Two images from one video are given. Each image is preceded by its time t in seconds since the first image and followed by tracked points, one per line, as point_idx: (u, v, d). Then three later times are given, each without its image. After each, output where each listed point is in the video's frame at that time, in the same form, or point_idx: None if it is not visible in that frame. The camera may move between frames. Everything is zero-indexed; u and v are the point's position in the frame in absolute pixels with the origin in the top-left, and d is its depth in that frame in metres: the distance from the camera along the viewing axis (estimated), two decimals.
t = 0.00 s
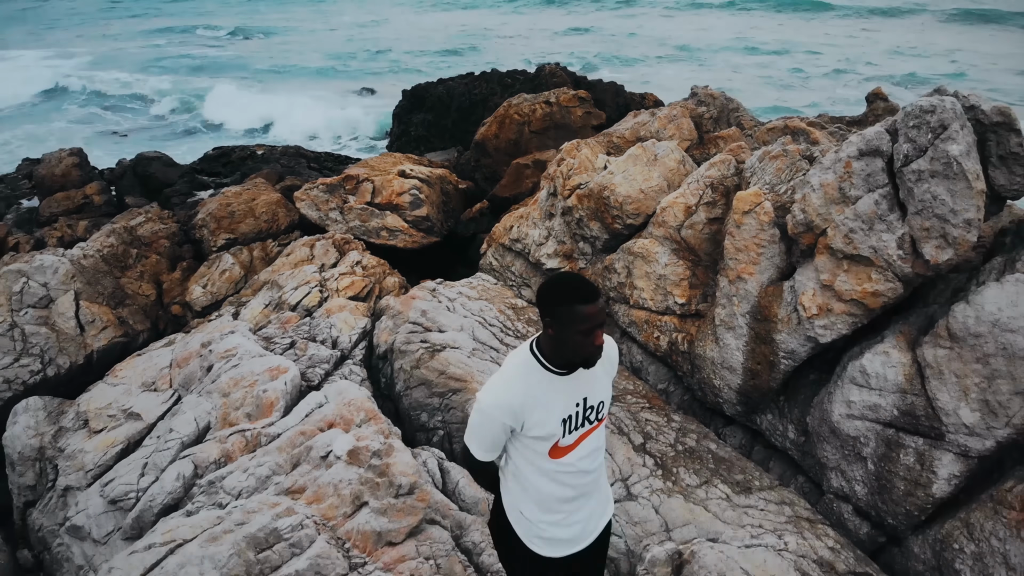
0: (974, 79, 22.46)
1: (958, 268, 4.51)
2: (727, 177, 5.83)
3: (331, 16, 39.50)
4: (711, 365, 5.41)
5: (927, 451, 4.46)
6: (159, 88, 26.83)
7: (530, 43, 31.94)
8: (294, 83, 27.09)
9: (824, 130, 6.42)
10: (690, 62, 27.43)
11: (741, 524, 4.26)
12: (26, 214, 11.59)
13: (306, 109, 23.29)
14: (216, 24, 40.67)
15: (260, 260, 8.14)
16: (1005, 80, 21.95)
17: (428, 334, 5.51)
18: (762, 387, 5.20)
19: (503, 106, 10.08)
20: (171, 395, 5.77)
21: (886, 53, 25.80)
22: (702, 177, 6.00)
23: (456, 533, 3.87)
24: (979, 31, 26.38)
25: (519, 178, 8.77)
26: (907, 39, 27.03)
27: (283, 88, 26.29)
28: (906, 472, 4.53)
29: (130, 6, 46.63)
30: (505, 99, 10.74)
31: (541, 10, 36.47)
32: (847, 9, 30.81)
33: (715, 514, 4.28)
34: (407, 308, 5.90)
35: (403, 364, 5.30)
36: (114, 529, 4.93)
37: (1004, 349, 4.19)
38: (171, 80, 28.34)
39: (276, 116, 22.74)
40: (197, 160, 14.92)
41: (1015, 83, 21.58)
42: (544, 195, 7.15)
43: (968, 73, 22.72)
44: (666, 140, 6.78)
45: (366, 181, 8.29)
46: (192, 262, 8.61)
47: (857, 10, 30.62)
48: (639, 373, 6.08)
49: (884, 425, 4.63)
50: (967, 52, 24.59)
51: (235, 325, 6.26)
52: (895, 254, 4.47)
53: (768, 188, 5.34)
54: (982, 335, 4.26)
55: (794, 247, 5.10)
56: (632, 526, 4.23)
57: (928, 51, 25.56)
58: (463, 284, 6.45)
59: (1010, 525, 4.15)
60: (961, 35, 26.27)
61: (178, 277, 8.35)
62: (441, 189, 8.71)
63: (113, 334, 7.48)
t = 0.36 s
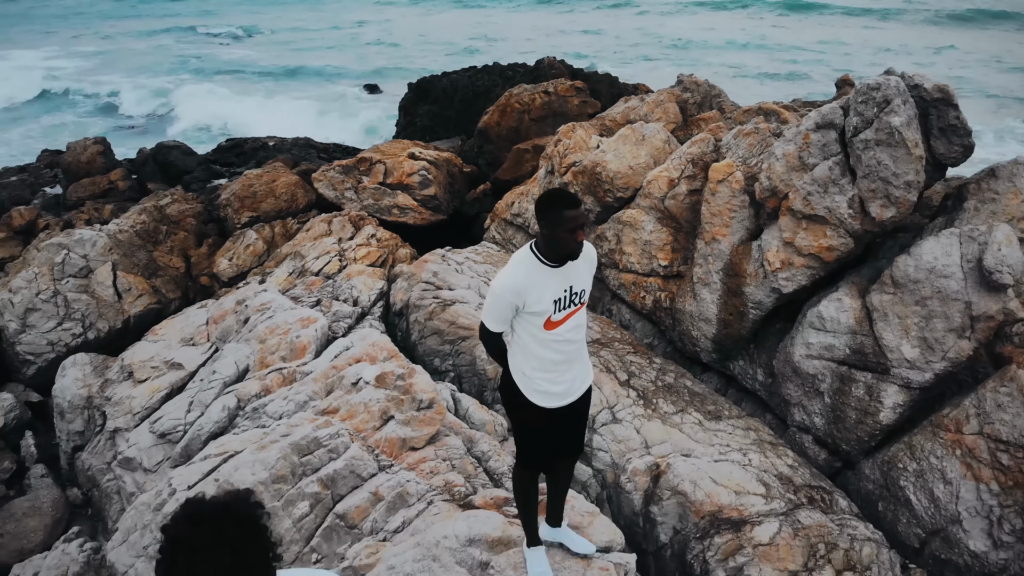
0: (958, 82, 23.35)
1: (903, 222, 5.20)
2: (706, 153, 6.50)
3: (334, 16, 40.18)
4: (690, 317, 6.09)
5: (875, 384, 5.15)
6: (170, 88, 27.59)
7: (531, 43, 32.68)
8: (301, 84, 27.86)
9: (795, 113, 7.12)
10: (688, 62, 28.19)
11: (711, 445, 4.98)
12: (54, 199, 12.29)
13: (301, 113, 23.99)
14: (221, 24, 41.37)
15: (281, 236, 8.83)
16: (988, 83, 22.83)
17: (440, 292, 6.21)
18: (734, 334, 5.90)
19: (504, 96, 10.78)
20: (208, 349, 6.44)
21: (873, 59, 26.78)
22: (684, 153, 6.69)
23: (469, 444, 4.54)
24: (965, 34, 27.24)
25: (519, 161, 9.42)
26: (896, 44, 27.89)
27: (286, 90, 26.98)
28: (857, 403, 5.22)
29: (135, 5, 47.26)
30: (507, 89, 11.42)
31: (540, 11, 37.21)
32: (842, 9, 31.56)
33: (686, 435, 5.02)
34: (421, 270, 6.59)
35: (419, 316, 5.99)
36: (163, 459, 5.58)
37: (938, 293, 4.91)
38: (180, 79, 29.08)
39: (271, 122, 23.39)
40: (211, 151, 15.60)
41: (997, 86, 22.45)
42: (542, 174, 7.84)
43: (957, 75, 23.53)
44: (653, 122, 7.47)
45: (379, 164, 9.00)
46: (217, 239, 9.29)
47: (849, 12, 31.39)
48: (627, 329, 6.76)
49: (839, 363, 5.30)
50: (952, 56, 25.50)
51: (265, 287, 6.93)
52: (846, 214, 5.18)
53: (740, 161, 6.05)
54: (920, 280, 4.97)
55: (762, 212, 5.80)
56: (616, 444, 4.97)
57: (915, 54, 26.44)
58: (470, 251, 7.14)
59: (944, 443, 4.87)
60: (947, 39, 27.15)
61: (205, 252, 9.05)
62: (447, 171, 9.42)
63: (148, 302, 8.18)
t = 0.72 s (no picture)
0: (944, 83, 24.19)
1: (858, 187, 5.94)
2: (689, 133, 7.24)
3: (337, 15, 40.89)
4: (674, 277, 6.81)
5: (832, 330, 5.87)
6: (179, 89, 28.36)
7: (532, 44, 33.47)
8: (305, 84, 28.59)
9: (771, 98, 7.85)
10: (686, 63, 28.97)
11: (687, 382, 5.75)
12: (80, 185, 13.05)
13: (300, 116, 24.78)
14: (226, 25, 42.09)
15: (299, 215, 9.55)
16: (972, 84, 23.66)
17: (450, 256, 6.94)
18: (712, 292, 6.64)
19: (505, 87, 11.52)
20: (241, 309, 7.13)
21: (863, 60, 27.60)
22: (669, 134, 7.42)
23: (477, 376, 5.24)
24: (953, 37, 28.07)
25: (520, 147, 10.16)
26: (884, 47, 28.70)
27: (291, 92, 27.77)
28: (817, 347, 5.94)
29: (140, 5, 47.98)
30: (509, 81, 12.14)
31: (540, 12, 37.96)
32: (835, 11, 32.39)
33: (665, 372, 5.81)
34: (432, 239, 7.32)
35: (431, 277, 6.72)
36: (206, 400, 6.23)
37: (886, 249, 5.65)
38: (189, 78, 29.89)
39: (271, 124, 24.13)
40: (225, 143, 16.34)
41: (982, 88, 23.27)
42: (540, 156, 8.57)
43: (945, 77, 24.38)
44: (642, 107, 8.21)
45: (390, 148, 9.73)
46: (239, 218, 10.03)
47: (843, 15, 32.20)
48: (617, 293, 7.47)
49: (802, 313, 6.03)
50: (940, 59, 26.31)
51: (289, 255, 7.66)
52: (807, 181, 5.93)
53: (718, 138, 6.79)
54: (871, 237, 5.71)
55: (736, 183, 6.55)
56: (601, 379, 5.71)
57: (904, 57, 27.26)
58: (476, 223, 7.86)
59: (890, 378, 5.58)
60: (935, 41, 27.96)
61: (229, 230, 9.78)
62: (453, 155, 10.15)
63: (179, 273, 8.93)
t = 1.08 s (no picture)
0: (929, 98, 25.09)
1: (823, 174, 6.65)
2: (676, 130, 7.95)
3: (342, 29, 41.84)
4: (661, 259, 7.47)
5: (801, 303, 6.54)
6: (189, 101, 29.19)
7: (532, 57, 34.43)
8: (311, 95, 29.41)
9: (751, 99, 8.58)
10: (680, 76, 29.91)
11: (670, 348, 6.44)
12: (103, 185, 13.76)
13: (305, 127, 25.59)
14: (232, 38, 43.03)
15: (315, 209, 10.23)
16: (957, 100, 24.56)
17: (457, 241, 7.62)
18: (694, 273, 7.32)
19: (506, 93, 12.27)
20: (267, 290, 7.79)
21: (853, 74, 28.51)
22: (657, 131, 8.13)
23: (483, 340, 5.91)
24: (940, 55, 29.06)
25: (520, 147, 10.87)
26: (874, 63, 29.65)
27: (298, 103, 28.58)
28: (788, 319, 6.61)
29: (150, 20, 49.04)
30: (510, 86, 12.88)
31: (539, 26, 38.93)
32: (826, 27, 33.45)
33: (651, 339, 6.50)
34: (440, 226, 7.99)
35: (441, 260, 7.41)
36: (237, 369, 6.89)
37: (849, 228, 6.34)
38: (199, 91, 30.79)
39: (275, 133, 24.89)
40: (238, 147, 17.05)
41: (966, 103, 24.15)
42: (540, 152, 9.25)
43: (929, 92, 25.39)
44: (634, 108, 8.92)
45: (400, 147, 10.45)
46: (258, 213, 10.71)
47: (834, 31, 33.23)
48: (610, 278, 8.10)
49: (775, 288, 6.70)
50: (927, 74, 27.23)
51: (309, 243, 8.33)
52: (778, 170, 6.65)
53: (701, 134, 7.50)
54: (835, 218, 6.40)
55: (716, 173, 7.26)
56: (594, 345, 6.37)
57: (892, 70, 28.15)
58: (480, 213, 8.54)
59: (852, 343, 6.22)
60: (923, 57, 28.93)
61: (250, 224, 10.47)
62: (458, 155, 10.86)
63: (204, 263, 9.60)
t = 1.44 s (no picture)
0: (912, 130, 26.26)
1: (792, 178, 7.47)
2: (663, 141, 8.79)
3: (348, 59, 43.19)
4: (650, 255, 8.25)
5: (774, 292, 7.31)
6: (201, 126, 30.26)
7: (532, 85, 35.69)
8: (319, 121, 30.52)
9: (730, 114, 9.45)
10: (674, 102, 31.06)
11: (656, 331, 7.21)
12: (127, 198, 14.58)
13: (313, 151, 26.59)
14: (241, 67, 44.35)
15: (332, 217, 11.03)
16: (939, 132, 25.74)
17: (466, 240, 8.41)
18: (679, 268, 8.10)
19: (508, 111, 13.17)
20: (292, 286, 8.55)
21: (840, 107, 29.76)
22: (646, 143, 8.97)
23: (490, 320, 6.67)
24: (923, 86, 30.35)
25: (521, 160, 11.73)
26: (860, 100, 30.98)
27: (306, 128, 29.62)
28: (761, 306, 7.38)
29: (162, 50, 50.58)
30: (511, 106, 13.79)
31: (540, 57, 40.29)
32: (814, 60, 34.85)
33: (639, 324, 7.27)
34: (449, 227, 8.79)
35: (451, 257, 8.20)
36: (267, 353, 7.63)
37: (816, 224, 7.13)
38: (211, 117, 31.89)
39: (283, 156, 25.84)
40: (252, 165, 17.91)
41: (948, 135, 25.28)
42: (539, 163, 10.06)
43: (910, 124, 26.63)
44: (625, 123, 9.78)
45: (411, 160, 11.31)
46: (278, 222, 11.52)
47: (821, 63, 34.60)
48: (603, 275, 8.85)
49: (750, 279, 7.48)
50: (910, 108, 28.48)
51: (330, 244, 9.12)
52: (751, 174, 7.47)
53: (684, 144, 8.34)
54: (801, 216, 7.20)
55: (698, 179, 8.10)
56: (589, 327, 7.10)
57: (878, 104, 29.38)
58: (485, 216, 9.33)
59: (818, 325, 6.98)
60: (907, 92, 30.21)
61: (270, 231, 11.27)
62: (464, 167, 11.71)
63: (229, 265, 10.39)
